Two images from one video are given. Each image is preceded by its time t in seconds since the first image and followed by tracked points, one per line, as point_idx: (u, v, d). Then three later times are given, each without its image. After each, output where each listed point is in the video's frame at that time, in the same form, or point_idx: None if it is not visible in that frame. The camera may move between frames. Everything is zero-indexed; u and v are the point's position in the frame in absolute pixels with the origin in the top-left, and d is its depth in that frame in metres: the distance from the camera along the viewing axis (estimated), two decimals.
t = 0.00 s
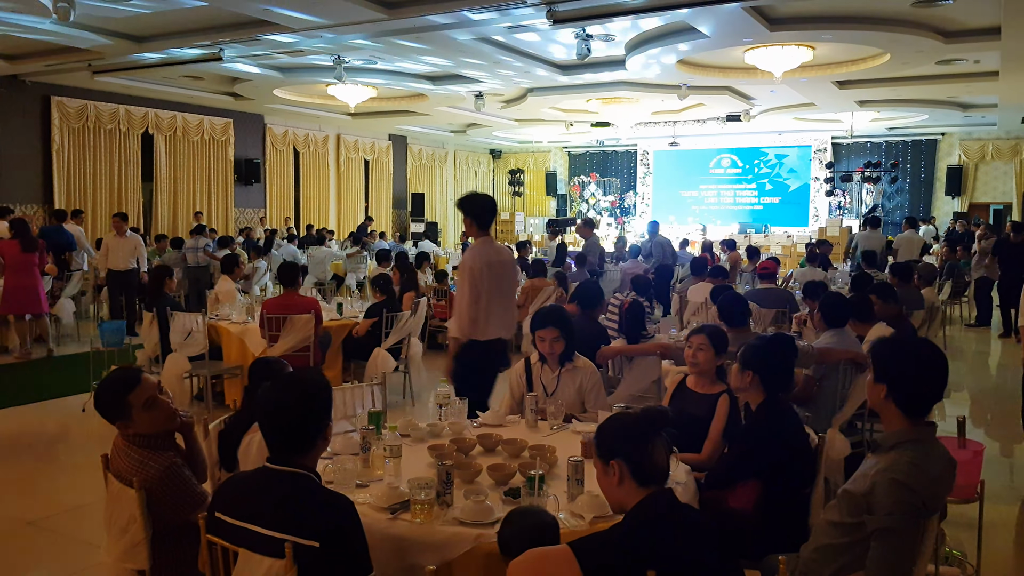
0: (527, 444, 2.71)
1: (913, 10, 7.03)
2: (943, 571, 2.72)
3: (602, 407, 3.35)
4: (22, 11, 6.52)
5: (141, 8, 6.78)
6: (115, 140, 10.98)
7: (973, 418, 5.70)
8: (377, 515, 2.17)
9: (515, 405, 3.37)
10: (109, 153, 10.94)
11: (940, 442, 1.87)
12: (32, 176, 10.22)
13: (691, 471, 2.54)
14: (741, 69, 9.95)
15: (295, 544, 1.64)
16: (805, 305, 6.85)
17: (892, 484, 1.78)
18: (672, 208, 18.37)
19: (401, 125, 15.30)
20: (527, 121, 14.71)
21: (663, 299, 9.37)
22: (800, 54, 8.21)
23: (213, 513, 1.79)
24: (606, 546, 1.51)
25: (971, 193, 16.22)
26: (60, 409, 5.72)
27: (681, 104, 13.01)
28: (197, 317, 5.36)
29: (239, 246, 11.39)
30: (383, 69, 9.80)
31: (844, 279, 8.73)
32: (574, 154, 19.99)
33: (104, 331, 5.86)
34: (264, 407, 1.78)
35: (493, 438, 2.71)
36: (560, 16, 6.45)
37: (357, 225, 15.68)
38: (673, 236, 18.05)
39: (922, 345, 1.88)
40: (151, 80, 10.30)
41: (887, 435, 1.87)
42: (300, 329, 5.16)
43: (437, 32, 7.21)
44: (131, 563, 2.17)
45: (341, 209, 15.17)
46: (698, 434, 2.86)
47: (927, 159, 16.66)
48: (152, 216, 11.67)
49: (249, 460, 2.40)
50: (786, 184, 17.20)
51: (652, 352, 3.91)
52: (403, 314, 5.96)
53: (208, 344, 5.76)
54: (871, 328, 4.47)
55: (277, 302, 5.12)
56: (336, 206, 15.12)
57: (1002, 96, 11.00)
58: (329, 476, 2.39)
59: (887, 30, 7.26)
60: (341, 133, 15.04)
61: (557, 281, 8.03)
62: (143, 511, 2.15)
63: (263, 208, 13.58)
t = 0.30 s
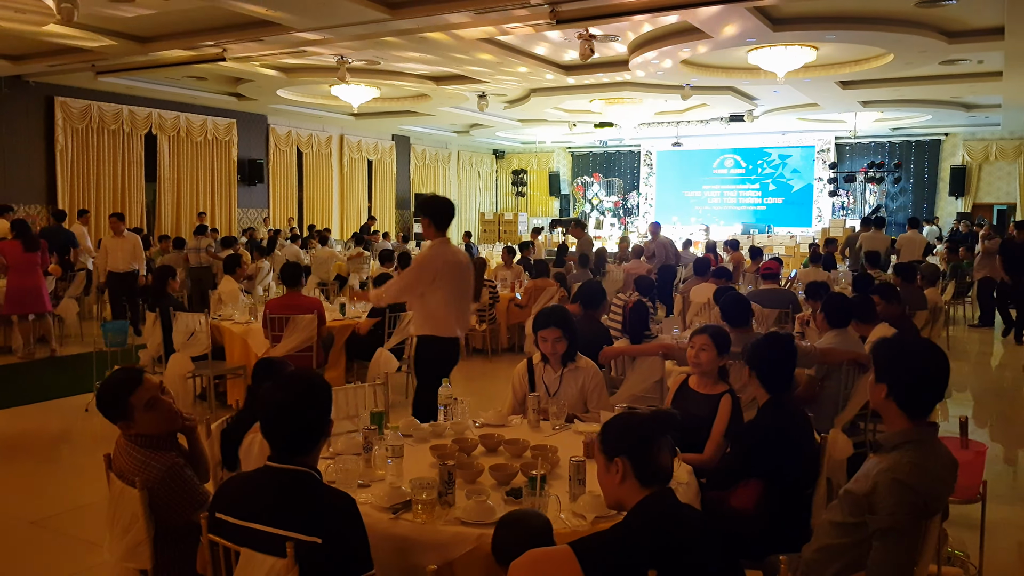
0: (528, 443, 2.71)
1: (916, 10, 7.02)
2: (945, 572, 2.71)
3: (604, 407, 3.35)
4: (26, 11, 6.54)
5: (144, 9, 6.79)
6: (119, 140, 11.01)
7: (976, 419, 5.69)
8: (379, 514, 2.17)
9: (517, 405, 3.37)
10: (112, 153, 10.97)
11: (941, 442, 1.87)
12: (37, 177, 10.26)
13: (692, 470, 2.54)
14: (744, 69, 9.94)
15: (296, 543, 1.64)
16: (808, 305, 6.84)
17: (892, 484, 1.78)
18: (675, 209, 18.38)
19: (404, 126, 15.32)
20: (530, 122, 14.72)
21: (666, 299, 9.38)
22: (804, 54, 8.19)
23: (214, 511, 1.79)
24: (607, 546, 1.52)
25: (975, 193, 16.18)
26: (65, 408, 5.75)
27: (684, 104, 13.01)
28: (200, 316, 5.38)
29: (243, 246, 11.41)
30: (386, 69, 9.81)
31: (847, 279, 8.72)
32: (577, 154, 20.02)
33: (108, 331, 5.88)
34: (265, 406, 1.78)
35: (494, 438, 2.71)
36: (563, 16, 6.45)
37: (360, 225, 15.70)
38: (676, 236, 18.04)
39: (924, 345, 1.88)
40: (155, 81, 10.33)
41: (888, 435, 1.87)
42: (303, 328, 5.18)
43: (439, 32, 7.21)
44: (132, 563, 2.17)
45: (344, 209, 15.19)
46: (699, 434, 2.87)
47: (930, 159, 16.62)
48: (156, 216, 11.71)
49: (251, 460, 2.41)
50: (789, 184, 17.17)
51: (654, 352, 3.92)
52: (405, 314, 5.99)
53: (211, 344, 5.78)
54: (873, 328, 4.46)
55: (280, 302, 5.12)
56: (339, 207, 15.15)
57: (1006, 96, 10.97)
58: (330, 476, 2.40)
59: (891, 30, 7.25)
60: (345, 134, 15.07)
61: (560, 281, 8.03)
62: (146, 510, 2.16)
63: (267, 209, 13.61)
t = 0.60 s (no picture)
0: (528, 444, 2.71)
1: (917, 11, 7.01)
2: (945, 574, 2.70)
3: (604, 409, 3.35)
4: (27, 13, 6.55)
5: (145, 11, 6.80)
6: (120, 142, 11.01)
7: (977, 420, 5.68)
8: (378, 516, 2.17)
9: (517, 406, 3.37)
10: (113, 155, 10.98)
11: (941, 443, 1.87)
12: (38, 178, 10.27)
13: (693, 471, 2.54)
14: (744, 70, 9.94)
15: (295, 543, 1.65)
16: (808, 305, 6.83)
17: (893, 485, 1.78)
18: (676, 210, 18.38)
19: (405, 127, 15.32)
20: (531, 123, 14.72)
21: (666, 300, 9.38)
22: (804, 55, 8.19)
23: (213, 512, 1.79)
24: (608, 547, 1.52)
25: (976, 194, 16.17)
26: (66, 410, 5.75)
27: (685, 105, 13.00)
28: (201, 318, 5.36)
29: (243, 248, 11.42)
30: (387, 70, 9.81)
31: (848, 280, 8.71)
32: (578, 155, 20.02)
33: (109, 333, 5.88)
34: (264, 406, 1.78)
35: (494, 440, 2.71)
36: (563, 17, 6.44)
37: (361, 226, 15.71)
38: (676, 237, 18.04)
39: (925, 346, 1.88)
40: (156, 82, 10.33)
41: (888, 436, 1.87)
42: (303, 330, 5.18)
43: (440, 33, 7.22)
44: (133, 564, 2.17)
45: (344, 211, 15.20)
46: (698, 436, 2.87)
47: (931, 160, 16.61)
48: (157, 218, 11.72)
49: (251, 460, 2.47)
50: (790, 185, 17.17)
51: (654, 353, 3.92)
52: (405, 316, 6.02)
53: (211, 346, 5.78)
54: (873, 329, 4.45)
55: (280, 304, 5.12)
56: (340, 208, 15.15)
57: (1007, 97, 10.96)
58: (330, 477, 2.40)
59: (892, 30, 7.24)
60: (345, 135, 15.09)
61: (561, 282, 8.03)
62: (145, 511, 2.16)
63: (267, 210, 13.61)
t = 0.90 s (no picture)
0: (528, 445, 2.72)
1: (916, 11, 7.02)
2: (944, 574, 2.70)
3: (603, 409, 3.35)
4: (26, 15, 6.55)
5: (144, 12, 6.80)
6: (119, 144, 11.01)
7: (977, 420, 5.67)
8: (378, 517, 2.17)
9: (516, 407, 3.36)
10: (113, 157, 10.98)
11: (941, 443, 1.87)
12: (37, 180, 10.27)
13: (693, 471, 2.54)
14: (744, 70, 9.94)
15: (295, 543, 1.65)
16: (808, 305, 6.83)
17: (892, 485, 1.78)
18: (676, 210, 18.39)
19: (404, 128, 15.32)
20: (530, 124, 14.72)
21: (666, 300, 9.38)
22: (804, 55, 8.19)
23: (213, 513, 1.79)
24: (607, 548, 1.51)
25: (975, 194, 16.18)
26: (66, 412, 5.75)
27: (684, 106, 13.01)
28: (200, 320, 5.36)
29: (243, 249, 11.42)
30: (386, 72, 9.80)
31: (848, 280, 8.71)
32: (578, 156, 20.01)
33: (109, 335, 5.88)
34: (263, 407, 1.79)
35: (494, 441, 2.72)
36: (562, 18, 6.44)
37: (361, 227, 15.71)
38: (676, 237, 18.05)
39: (926, 346, 1.88)
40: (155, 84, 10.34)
41: (886, 436, 1.87)
42: (303, 331, 5.17)
43: (439, 35, 7.22)
44: (132, 566, 2.17)
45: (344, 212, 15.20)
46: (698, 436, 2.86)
47: (931, 160, 16.61)
48: (157, 219, 11.73)
49: (245, 462, 2.43)
50: (790, 185, 17.17)
51: (654, 354, 3.92)
52: (404, 318, 6.03)
53: (211, 347, 5.77)
54: (873, 329, 4.45)
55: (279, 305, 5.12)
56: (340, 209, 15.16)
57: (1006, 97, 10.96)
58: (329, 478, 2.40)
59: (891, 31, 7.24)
60: (345, 137, 15.10)
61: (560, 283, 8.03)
62: (146, 513, 2.15)
63: (267, 211, 13.62)
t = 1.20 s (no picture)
0: (527, 446, 2.72)
1: (917, 12, 7.01)
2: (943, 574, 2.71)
3: (603, 410, 3.35)
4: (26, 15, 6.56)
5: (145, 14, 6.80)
6: (120, 145, 11.01)
7: (977, 421, 5.67)
8: (377, 518, 2.17)
9: (516, 408, 3.37)
10: (114, 158, 10.99)
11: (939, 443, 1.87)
12: (38, 181, 10.28)
13: (692, 473, 2.55)
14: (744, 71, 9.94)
15: (293, 545, 1.65)
16: (809, 307, 6.83)
17: (890, 485, 1.78)
18: (676, 211, 18.40)
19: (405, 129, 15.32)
20: (530, 125, 14.72)
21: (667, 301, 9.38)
22: (804, 56, 8.20)
23: (212, 515, 1.79)
24: (607, 549, 1.52)
25: (975, 195, 16.17)
26: (67, 413, 5.76)
27: (685, 107, 13.01)
28: (201, 321, 5.36)
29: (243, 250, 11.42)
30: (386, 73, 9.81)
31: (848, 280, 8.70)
32: (578, 157, 20.02)
33: (109, 336, 5.89)
34: (259, 407, 1.79)
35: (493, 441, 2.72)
36: (562, 18, 6.44)
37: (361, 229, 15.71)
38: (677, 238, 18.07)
39: (924, 347, 1.88)
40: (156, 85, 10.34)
41: (884, 436, 1.87)
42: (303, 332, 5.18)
43: (439, 36, 7.22)
44: (132, 567, 2.17)
45: (345, 213, 15.20)
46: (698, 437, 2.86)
47: (931, 161, 16.60)
48: (158, 220, 11.73)
49: (242, 461, 2.43)
50: (790, 185, 17.17)
51: (654, 355, 3.92)
52: (406, 318, 5.99)
53: (211, 348, 5.78)
54: (872, 331, 4.46)
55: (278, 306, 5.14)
56: (341, 211, 15.16)
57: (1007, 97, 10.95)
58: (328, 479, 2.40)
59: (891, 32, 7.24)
60: (346, 138, 15.10)
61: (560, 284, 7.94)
62: (145, 514, 2.16)
63: (267, 212, 13.63)
